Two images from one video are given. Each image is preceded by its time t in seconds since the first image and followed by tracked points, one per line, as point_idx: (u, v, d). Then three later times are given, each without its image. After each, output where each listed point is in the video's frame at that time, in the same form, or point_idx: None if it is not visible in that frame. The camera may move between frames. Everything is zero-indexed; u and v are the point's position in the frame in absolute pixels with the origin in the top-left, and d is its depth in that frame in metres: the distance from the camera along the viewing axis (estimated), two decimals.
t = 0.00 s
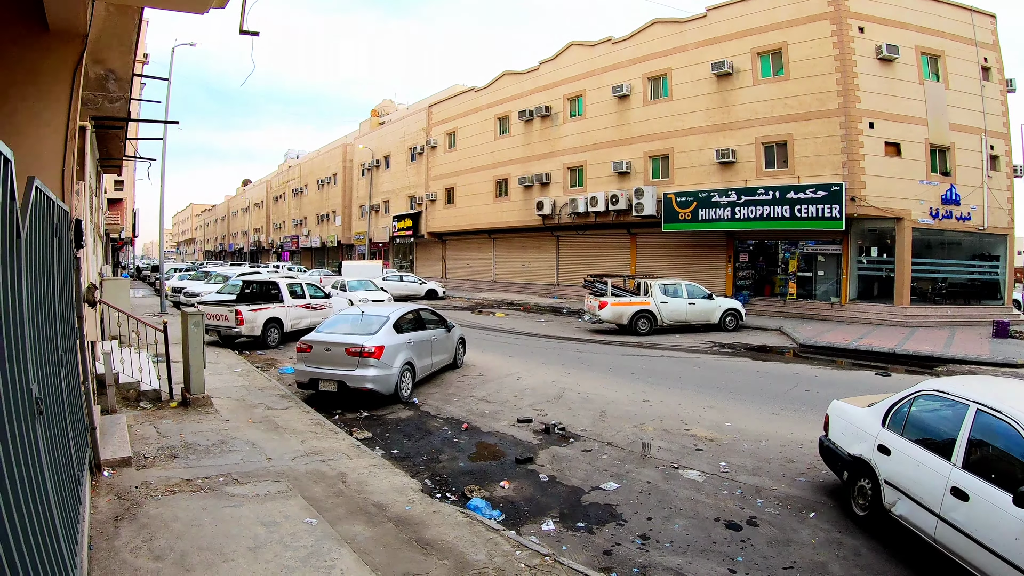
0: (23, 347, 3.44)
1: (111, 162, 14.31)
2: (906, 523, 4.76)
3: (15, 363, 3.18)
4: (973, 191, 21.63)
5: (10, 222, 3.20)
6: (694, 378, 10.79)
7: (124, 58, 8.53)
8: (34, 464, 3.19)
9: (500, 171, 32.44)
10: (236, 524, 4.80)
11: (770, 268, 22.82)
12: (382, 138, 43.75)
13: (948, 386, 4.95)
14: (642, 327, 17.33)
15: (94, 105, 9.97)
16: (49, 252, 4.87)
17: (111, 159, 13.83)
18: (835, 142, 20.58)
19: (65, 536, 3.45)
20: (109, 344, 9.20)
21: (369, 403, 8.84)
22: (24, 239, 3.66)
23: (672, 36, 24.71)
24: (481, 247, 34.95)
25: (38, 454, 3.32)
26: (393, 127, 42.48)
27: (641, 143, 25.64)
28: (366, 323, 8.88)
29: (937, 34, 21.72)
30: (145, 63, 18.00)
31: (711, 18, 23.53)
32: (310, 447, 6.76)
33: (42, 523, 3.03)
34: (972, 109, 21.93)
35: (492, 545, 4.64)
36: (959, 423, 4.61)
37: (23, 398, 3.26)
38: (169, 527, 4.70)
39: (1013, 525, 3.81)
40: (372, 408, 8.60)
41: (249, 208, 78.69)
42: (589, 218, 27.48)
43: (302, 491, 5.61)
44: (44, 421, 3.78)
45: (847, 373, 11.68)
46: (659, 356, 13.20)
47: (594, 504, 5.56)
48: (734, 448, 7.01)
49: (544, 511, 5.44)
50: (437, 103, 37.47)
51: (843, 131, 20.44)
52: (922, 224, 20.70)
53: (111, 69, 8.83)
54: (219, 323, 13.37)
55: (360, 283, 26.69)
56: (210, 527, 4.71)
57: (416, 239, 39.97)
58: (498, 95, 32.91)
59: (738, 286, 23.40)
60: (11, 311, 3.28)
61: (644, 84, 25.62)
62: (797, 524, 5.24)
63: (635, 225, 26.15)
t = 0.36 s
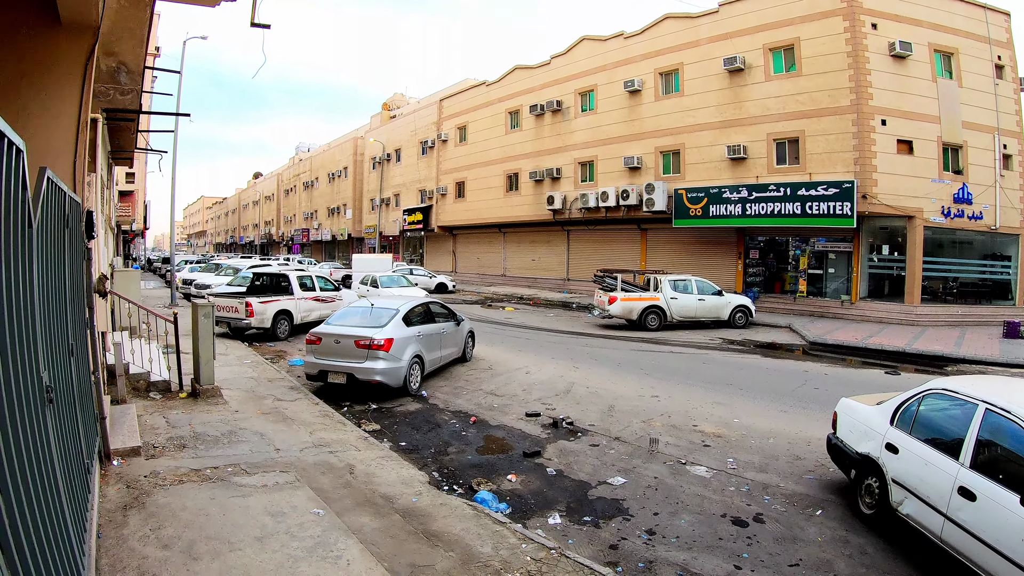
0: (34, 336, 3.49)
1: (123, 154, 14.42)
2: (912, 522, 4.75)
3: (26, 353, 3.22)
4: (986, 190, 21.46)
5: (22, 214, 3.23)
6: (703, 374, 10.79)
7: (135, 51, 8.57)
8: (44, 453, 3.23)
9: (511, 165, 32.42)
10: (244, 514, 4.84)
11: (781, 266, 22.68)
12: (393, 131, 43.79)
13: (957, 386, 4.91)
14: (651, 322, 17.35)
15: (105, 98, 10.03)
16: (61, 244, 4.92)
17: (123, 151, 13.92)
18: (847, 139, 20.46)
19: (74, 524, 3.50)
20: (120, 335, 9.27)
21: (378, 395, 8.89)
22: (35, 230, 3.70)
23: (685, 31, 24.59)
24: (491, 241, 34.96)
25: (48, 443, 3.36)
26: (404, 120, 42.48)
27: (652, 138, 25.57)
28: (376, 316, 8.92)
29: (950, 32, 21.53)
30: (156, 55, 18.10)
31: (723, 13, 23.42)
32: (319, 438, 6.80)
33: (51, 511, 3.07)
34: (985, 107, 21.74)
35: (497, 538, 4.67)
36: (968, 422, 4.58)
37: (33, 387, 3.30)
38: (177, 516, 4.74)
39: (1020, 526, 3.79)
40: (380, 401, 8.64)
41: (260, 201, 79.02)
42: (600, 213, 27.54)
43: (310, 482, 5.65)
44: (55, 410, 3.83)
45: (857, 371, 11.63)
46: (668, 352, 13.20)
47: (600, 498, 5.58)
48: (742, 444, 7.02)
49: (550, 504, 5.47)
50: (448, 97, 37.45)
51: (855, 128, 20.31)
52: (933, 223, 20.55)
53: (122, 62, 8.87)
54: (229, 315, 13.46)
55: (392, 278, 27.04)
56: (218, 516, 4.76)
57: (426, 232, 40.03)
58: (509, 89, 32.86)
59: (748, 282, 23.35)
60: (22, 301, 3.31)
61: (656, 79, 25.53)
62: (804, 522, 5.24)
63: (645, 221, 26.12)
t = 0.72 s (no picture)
0: (31, 323, 3.48)
1: (123, 142, 14.39)
2: (908, 518, 4.77)
3: (23, 339, 3.21)
4: (987, 188, 21.44)
5: (19, 200, 3.22)
6: (701, 366, 10.80)
7: (136, 39, 8.52)
8: (40, 439, 3.22)
9: (512, 156, 32.35)
10: (241, 501, 4.85)
11: (780, 260, 22.66)
12: (393, 122, 43.67)
13: (955, 383, 4.93)
14: (650, 315, 17.37)
15: (105, 85, 9.97)
16: (59, 231, 4.90)
17: (122, 139, 13.87)
18: (849, 135, 20.42)
19: (70, 511, 3.50)
20: (120, 322, 9.27)
21: (375, 384, 8.90)
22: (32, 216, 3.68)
23: (688, 24, 24.50)
24: (492, 232, 34.91)
25: (45, 429, 3.36)
26: (405, 110, 42.33)
27: (653, 130, 25.52)
28: (375, 306, 8.91)
29: (954, 29, 21.45)
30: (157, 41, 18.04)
31: (727, 7, 23.32)
32: (316, 427, 6.81)
33: (47, 498, 3.07)
34: (988, 105, 21.69)
35: (493, 528, 4.69)
36: (964, 419, 4.59)
37: (30, 373, 3.30)
38: (174, 503, 4.76)
39: (1015, 523, 3.79)
40: (378, 390, 8.65)
41: (260, 190, 78.91)
42: (600, 205, 27.44)
43: (307, 470, 5.66)
44: (51, 396, 3.83)
45: (854, 366, 11.65)
46: (666, 345, 13.22)
47: (597, 490, 5.60)
48: (739, 438, 7.04)
49: (547, 495, 5.49)
50: (449, 88, 37.33)
51: (856, 124, 20.26)
52: (934, 220, 20.53)
53: (122, 49, 8.82)
54: (228, 304, 13.43)
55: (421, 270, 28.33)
56: (215, 504, 4.77)
57: (426, 223, 39.99)
58: (511, 80, 32.76)
59: (747, 276, 23.31)
60: (20, 287, 3.30)
61: (658, 71, 25.45)
62: (799, 516, 5.26)
63: (646, 213, 26.10)
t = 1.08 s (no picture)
0: (26, 314, 3.46)
1: (117, 132, 14.32)
2: (898, 513, 4.79)
3: (17, 330, 3.19)
4: (982, 185, 21.52)
5: (13, 191, 3.20)
6: (694, 360, 10.83)
7: (129, 29, 8.48)
8: (34, 431, 3.22)
9: (508, 148, 32.25)
10: (234, 492, 4.86)
11: (775, 254, 22.76)
12: (389, 113, 43.47)
13: (947, 378, 4.96)
14: (644, 308, 17.41)
15: (99, 75, 9.92)
16: (52, 222, 4.88)
17: (116, 129, 13.81)
18: (844, 130, 20.44)
19: (64, 501, 3.49)
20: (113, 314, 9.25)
21: (369, 376, 8.91)
22: (26, 206, 3.66)
23: (686, 17, 24.45)
24: (487, 224, 34.80)
25: (38, 420, 3.35)
26: (401, 102, 42.12)
27: (649, 123, 25.48)
28: (369, 297, 8.90)
29: (952, 26, 21.46)
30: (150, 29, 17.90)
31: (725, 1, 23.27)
32: (310, 418, 6.82)
33: (40, 489, 3.07)
34: (984, 103, 21.75)
35: (485, 519, 4.70)
36: (955, 415, 4.62)
37: (23, 364, 3.28)
38: (168, 494, 4.76)
39: (1005, 519, 3.81)
40: (371, 381, 8.66)
41: (255, 180, 78.58)
42: (595, 197, 27.43)
43: (300, 461, 5.66)
44: (45, 387, 3.82)
45: (846, 360, 11.70)
46: (660, 338, 13.25)
47: (589, 482, 5.62)
48: (731, 431, 7.07)
49: (539, 487, 5.51)
50: (445, 79, 37.18)
51: (852, 119, 20.28)
52: (929, 216, 20.58)
53: (117, 40, 8.77)
54: (222, 295, 13.42)
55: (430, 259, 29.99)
56: (208, 495, 4.78)
57: (421, 214, 39.90)
58: (508, 71, 32.64)
59: (742, 270, 23.36)
60: (12, 277, 3.28)
61: (655, 64, 25.40)
62: (790, 509, 5.29)
63: (640, 206, 26.12)
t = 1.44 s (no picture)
0: (23, 307, 3.46)
1: (114, 126, 14.28)
2: (893, 508, 4.82)
3: (14, 324, 3.19)
4: (980, 182, 21.57)
5: (10, 185, 3.20)
6: (691, 355, 10.86)
7: (127, 22, 8.50)
8: (32, 424, 3.22)
9: (506, 143, 32.18)
10: (232, 486, 4.86)
11: (773, 250, 22.76)
12: (388, 107, 43.35)
13: (943, 374, 4.98)
14: (642, 303, 17.42)
15: (96, 69, 9.88)
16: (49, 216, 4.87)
17: (113, 124, 13.77)
18: (843, 126, 20.44)
19: (61, 494, 3.50)
20: (110, 307, 9.24)
21: (366, 370, 8.92)
22: (23, 201, 3.66)
23: (685, 12, 24.41)
24: (485, 219, 34.73)
25: (36, 414, 3.36)
26: (400, 96, 41.98)
27: (648, 118, 25.46)
28: (366, 291, 8.90)
29: (951, 23, 21.46)
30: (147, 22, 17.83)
31: None
32: (307, 412, 6.82)
33: (39, 482, 3.07)
34: (983, 100, 21.77)
35: (482, 513, 4.72)
36: (951, 411, 4.63)
37: (21, 358, 3.28)
38: (165, 488, 4.76)
39: (1000, 514, 3.83)
40: (369, 375, 8.67)
41: (252, 174, 78.37)
42: (593, 192, 27.42)
43: (298, 455, 5.67)
44: (43, 380, 3.82)
45: (843, 356, 11.73)
46: (658, 333, 13.27)
47: (586, 476, 5.64)
48: (728, 426, 7.09)
49: (536, 481, 5.53)
50: (444, 73, 37.09)
51: (850, 116, 20.29)
52: (927, 213, 20.61)
53: (114, 34, 8.75)
54: (220, 289, 13.42)
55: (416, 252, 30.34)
56: (205, 489, 4.78)
57: (420, 209, 39.82)
58: (506, 66, 32.56)
59: (740, 266, 23.37)
60: (10, 271, 3.28)
61: (653, 60, 25.36)
62: (787, 504, 5.31)
63: (638, 201, 26.11)
